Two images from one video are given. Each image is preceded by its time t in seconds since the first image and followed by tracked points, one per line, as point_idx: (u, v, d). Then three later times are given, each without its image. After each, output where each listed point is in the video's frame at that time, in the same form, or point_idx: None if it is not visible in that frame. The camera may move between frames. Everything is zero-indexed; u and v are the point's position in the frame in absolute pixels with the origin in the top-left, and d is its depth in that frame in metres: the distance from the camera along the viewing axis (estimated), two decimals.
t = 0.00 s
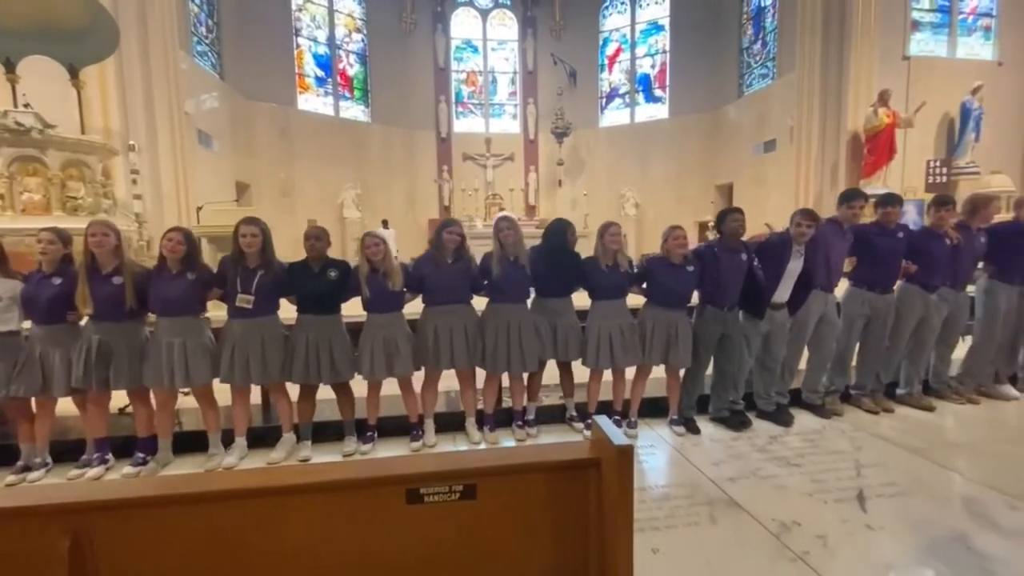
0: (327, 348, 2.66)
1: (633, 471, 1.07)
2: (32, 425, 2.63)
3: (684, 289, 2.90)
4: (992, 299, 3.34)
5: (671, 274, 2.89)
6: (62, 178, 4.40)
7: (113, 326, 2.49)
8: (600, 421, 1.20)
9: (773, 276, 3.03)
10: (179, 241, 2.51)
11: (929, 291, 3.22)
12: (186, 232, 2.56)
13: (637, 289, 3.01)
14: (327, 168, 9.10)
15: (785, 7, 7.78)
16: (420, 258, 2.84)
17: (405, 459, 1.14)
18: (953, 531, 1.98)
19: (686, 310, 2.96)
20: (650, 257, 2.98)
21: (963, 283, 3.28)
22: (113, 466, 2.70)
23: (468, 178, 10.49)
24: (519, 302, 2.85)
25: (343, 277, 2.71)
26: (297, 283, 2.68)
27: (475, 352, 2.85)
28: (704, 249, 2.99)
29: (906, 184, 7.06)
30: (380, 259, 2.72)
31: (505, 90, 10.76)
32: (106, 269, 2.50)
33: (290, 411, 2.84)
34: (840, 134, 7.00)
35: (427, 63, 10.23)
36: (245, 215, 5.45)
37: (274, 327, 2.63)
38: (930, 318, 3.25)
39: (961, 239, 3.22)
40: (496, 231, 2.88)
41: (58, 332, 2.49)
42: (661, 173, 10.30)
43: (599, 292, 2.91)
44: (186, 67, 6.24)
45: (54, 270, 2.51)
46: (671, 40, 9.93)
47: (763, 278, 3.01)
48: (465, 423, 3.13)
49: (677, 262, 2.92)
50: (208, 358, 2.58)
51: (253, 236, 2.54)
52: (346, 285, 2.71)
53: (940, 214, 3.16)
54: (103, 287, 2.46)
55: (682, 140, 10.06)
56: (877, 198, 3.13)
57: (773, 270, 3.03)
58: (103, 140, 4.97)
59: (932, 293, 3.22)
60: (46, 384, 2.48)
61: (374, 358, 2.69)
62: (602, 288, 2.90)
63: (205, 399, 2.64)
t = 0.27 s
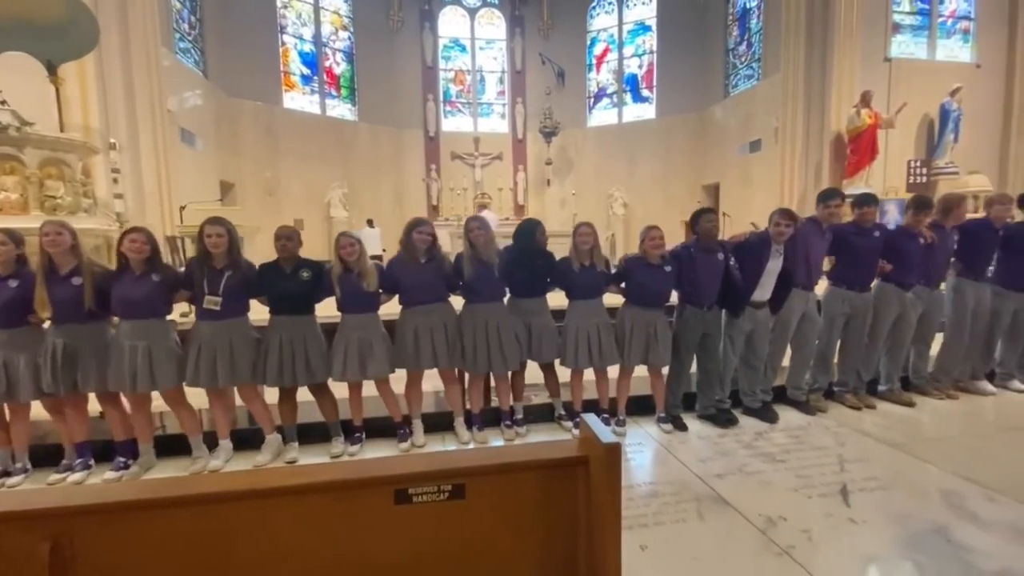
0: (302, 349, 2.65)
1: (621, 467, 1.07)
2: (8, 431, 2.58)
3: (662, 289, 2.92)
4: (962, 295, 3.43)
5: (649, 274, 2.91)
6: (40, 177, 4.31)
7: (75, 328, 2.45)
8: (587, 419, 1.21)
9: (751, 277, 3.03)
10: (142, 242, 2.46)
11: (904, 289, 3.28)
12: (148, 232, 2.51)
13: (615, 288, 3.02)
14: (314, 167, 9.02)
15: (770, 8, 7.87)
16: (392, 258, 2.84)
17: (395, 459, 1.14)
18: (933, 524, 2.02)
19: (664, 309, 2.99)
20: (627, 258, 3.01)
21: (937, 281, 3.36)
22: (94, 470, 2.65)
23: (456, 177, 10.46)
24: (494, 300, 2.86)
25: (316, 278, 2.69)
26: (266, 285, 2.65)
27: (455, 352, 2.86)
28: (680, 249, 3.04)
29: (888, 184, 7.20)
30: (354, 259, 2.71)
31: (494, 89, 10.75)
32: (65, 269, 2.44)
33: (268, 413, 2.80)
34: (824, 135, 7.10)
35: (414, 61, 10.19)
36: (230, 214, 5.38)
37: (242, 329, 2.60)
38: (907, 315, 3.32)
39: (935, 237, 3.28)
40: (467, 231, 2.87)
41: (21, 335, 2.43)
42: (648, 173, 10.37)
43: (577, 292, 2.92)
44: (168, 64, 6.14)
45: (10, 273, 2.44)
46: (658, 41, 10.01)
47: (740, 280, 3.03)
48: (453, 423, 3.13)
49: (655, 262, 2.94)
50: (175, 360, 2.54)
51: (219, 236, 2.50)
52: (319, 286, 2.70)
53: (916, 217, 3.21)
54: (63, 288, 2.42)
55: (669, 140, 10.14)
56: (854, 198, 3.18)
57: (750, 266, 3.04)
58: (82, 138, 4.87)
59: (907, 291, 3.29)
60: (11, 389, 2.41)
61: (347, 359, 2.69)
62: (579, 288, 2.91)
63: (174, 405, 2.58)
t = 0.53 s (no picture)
0: (286, 348, 2.63)
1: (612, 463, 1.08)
2: None
3: (642, 287, 2.94)
4: (937, 295, 3.48)
5: (628, 273, 2.94)
6: (23, 176, 4.24)
7: (44, 327, 2.42)
8: (578, 417, 1.22)
9: (728, 276, 3.07)
10: (108, 242, 2.40)
11: (884, 287, 3.31)
12: (113, 231, 2.44)
13: (598, 288, 3.03)
14: (304, 166, 8.95)
15: (759, 8, 7.93)
16: (374, 259, 2.84)
17: (387, 459, 1.13)
18: (919, 517, 2.05)
19: (645, 308, 3.00)
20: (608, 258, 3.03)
21: (916, 279, 3.39)
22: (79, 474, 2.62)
23: (447, 176, 10.42)
24: (480, 298, 2.86)
25: (297, 278, 2.68)
26: (246, 285, 2.63)
27: (441, 352, 2.86)
28: (657, 249, 3.07)
29: (875, 182, 7.28)
30: (338, 259, 2.69)
31: (485, 88, 10.73)
32: (28, 270, 2.40)
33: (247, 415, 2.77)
34: (812, 134, 7.16)
35: (405, 60, 10.15)
36: (218, 213, 5.33)
37: (223, 329, 2.57)
38: (889, 312, 3.36)
39: (913, 235, 3.31)
40: (444, 229, 2.84)
41: None
42: (639, 171, 10.41)
43: (561, 291, 2.93)
44: (154, 61, 6.05)
45: None
46: (649, 40, 10.05)
47: (717, 278, 3.07)
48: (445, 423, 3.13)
49: (635, 261, 2.98)
50: (151, 362, 2.50)
51: (194, 235, 2.47)
52: (301, 286, 2.69)
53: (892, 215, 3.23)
54: (27, 289, 2.37)
55: (659, 138, 10.19)
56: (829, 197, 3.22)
57: (728, 265, 3.07)
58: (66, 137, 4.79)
59: (887, 289, 3.32)
60: None
61: (335, 358, 2.68)
62: (562, 287, 2.92)
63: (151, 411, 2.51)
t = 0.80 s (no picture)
0: (262, 347, 2.58)
1: (593, 459, 1.09)
2: None
3: (616, 284, 2.96)
4: (902, 294, 3.57)
5: (602, 271, 2.96)
6: None
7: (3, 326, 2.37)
8: (561, 414, 1.21)
9: (694, 273, 3.16)
10: (66, 238, 2.31)
11: (850, 286, 3.39)
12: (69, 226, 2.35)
13: (576, 285, 3.05)
14: (284, 161, 8.81)
15: (739, 8, 8.02)
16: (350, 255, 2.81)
17: (370, 458, 1.12)
18: (892, 507, 2.11)
19: (621, 306, 3.02)
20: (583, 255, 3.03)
21: (879, 277, 3.46)
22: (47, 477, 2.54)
23: (431, 172, 10.35)
24: (461, 295, 2.86)
25: (273, 276, 2.63)
26: (220, 283, 2.57)
27: (422, 350, 2.84)
28: (630, 247, 3.09)
29: (851, 181, 7.44)
30: (314, 257, 2.66)
31: (468, 84, 10.67)
32: None
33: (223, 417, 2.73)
34: (791, 133, 7.28)
35: (387, 54, 10.04)
36: (194, 210, 5.20)
37: (199, 328, 2.52)
38: (858, 310, 3.43)
39: (873, 234, 3.40)
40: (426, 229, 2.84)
41: None
42: (622, 169, 10.48)
43: (540, 287, 2.94)
44: (127, 53, 5.88)
45: None
46: (632, 38, 10.10)
47: (685, 277, 3.14)
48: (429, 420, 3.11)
49: (609, 258, 2.98)
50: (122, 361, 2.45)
51: (163, 232, 2.40)
52: (277, 284, 2.64)
53: (852, 213, 3.33)
54: None
55: (642, 136, 10.27)
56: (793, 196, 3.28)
57: (696, 265, 3.16)
58: (34, 130, 4.63)
59: (853, 287, 3.40)
60: None
61: (314, 358, 2.64)
62: (542, 283, 2.92)
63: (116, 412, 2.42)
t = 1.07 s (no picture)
0: (242, 354, 2.53)
1: (576, 464, 1.09)
2: None
3: (595, 288, 2.98)
4: (873, 297, 3.65)
5: (582, 276, 2.97)
6: None
7: None
8: (544, 418, 1.22)
9: (673, 277, 3.18)
10: (37, 243, 2.25)
11: (823, 290, 3.46)
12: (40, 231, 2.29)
13: (558, 290, 3.05)
14: (266, 164, 8.70)
15: (720, 17, 8.17)
16: (336, 260, 2.79)
17: (351, 465, 1.11)
18: (870, 507, 2.15)
19: (602, 309, 3.04)
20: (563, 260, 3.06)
21: (848, 280, 3.53)
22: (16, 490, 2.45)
23: (416, 177, 10.31)
24: (449, 300, 2.85)
25: (254, 280, 2.59)
26: (200, 288, 2.52)
27: (408, 355, 2.82)
28: (608, 252, 3.13)
29: (828, 187, 7.61)
30: (296, 262, 2.61)
31: (453, 88, 10.68)
32: None
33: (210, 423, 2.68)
34: (770, 140, 7.43)
35: (371, 58, 10.01)
36: (172, 214, 5.10)
37: (180, 333, 2.47)
38: (832, 312, 3.50)
39: (842, 239, 3.48)
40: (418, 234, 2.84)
41: None
42: (606, 174, 10.58)
43: (522, 291, 2.94)
44: (104, 53, 5.76)
45: None
46: (615, 45, 10.22)
47: (664, 281, 3.17)
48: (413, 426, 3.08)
49: (589, 263, 3.00)
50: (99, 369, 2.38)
51: (140, 235, 2.35)
52: (257, 289, 2.60)
53: (821, 219, 3.40)
54: None
55: (626, 142, 10.38)
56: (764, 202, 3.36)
57: (673, 270, 3.18)
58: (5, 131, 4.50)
59: (827, 291, 3.47)
60: None
61: (297, 365, 2.59)
62: (524, 287, 2.93)
63: (96, 419, 2.38)
